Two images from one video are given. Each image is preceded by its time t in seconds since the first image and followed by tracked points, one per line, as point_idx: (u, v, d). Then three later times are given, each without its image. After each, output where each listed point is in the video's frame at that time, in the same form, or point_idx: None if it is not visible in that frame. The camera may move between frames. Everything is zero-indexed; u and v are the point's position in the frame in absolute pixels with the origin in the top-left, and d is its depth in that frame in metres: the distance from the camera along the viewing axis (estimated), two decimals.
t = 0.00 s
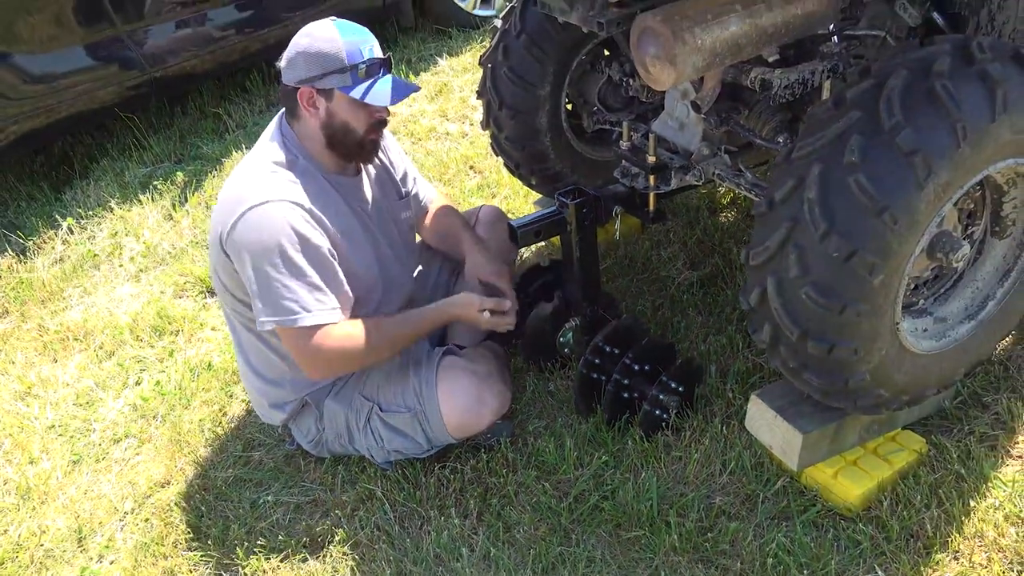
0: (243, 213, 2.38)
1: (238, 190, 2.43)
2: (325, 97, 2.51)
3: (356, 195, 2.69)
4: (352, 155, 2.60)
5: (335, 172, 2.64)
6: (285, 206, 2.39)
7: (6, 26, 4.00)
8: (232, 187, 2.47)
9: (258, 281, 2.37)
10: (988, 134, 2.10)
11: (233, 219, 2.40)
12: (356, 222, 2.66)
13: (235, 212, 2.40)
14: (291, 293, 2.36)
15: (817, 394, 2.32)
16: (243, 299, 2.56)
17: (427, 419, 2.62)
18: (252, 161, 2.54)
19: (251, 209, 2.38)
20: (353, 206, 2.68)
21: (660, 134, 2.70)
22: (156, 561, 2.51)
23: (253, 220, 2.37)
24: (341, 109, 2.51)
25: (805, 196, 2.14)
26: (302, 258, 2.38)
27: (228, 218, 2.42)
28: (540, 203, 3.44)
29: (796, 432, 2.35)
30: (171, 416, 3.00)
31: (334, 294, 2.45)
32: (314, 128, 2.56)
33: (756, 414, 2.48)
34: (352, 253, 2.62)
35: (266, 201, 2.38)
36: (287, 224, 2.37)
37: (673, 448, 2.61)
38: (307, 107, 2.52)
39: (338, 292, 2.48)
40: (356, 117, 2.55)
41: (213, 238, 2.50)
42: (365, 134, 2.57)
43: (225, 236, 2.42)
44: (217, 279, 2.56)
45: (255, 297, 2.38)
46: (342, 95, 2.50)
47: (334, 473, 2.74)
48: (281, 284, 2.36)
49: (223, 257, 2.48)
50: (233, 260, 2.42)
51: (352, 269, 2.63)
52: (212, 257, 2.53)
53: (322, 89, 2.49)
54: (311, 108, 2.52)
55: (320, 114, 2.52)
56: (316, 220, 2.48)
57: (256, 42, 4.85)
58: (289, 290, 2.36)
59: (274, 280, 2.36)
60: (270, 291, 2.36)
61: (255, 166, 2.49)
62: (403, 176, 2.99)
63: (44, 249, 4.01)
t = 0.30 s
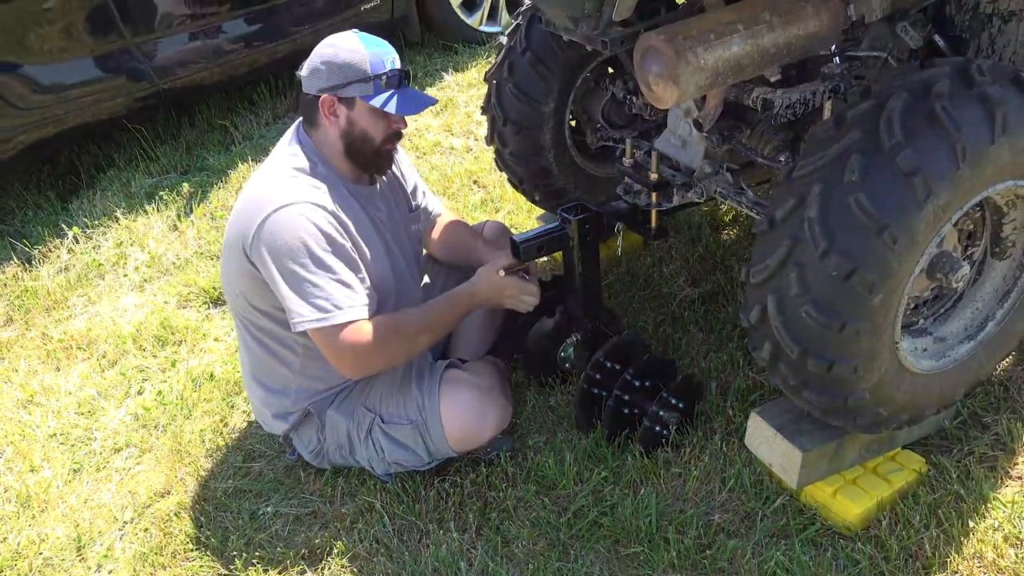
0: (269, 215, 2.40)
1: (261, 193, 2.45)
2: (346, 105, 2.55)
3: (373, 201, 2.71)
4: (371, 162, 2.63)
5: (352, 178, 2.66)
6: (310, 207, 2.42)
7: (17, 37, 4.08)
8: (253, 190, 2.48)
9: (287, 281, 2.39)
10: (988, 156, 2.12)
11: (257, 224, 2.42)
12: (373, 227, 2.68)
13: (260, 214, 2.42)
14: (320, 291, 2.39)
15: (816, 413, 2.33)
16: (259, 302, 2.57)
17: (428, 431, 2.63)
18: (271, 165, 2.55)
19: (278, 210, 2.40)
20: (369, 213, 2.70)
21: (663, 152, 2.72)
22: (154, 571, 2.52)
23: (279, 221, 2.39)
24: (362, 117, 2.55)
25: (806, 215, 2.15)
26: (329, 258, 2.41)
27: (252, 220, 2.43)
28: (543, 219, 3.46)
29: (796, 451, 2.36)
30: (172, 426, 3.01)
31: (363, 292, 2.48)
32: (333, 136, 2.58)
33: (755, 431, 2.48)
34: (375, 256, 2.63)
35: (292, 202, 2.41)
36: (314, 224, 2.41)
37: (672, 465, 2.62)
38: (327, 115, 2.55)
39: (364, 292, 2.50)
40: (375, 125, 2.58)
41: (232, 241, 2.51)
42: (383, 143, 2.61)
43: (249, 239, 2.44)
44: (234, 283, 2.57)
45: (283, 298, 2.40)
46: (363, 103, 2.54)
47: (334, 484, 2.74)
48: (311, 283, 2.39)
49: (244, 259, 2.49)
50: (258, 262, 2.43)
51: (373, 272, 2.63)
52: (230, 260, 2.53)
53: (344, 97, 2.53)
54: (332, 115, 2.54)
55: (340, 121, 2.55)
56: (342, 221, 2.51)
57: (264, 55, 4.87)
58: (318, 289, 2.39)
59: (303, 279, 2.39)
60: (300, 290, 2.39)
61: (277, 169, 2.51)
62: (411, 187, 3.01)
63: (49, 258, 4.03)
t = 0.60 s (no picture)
0: (288, 220, 2.42)
1: (280, 198, 2.47)
2: (365, 110, 2.58)
3: (385, 209, 2.73)
4: (386, 169, 2.66)
5: (367, 186, 2.69)
6: (329, 214, 2.45)
7: (25, 44, 4.13)
8: (271, 195, 2.50)
9: (302, 286, 2.41)
10: (987, 172, 2.13)
11: (274, 227, 2.44)
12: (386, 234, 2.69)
13: (278, 219, 2.44)
14: (336, 298, 2.41)
15: (815, 426, 2.33)
16: (270, 307, 2.59)
17: (428, 439, 2.63)
18: (289, 171, 2.57)
19: (296, 216, 2.42)
20: (382, 220, 2.71)
21: (664, 164, 2.74)
22: None
23: (298, 227, 2.41)
24: (380, 122, 2.59)
25: (805, 228, 2.16)
26: (346, 265, 2.43)
27: (269, 225, 2.45)
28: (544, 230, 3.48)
29: (795, 463, 2.36)
30: (173, 433, 3.01)
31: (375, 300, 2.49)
32: (350, 142, 2.60)
33: (754, 443, 2.49)
34: (388, 265, 2.65)
35: (310, 208, 2.43)
36: (332, 231, 2.43)
37: (671, 476, 2.62)
38: (346, 120, 2.57)
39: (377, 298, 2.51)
40: (391, 132, 2.61)
41: (247, 244, 2.52)
42: (399, 150, 2.64)
43: (266, 243, 2.45)
44: (246, 286, 2.58)
45: (298, 302, 2.41)
46: (382, 108, 2.58)
47: (334, 492, 2.74)
48: (326, 288, 2.41)
49: (259, 263, 2.50)
50: (273, 266, 2.45)
51: (385, 279, 2.64)
52: (244, 263, 2.55)
53: (363, 102, 2.57)
54: (351, 121, 2.57)
55: (358, 127, 2.58)
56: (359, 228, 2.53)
57: (269, 66, 4.89)
58: (332, 294, 2.41)
59: (318, 285, 2.41)
60: (315, 296, 2.41)
61: (295, 175, 2.53)
62: (417, 194, 3.02)
63: (52, 264, 4.04)
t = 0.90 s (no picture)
0: (305, 227, 2.43)
1: (296, 204, 2.48)
2: (380, 116, 2.59)
3: (396, 217, 2.75)
4: (397, 178, 2.67)
5: (379, 194, 2.70)
6: (346, 223, 2.46)
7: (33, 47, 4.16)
8: (287, 200, 2.51)
9: (316, 294, 2.41)
10: (988, 187, 2.14)
11: (291, 233, 2.45)
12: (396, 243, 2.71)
13: (295, 226, 2.45)
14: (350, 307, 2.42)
15: (815, 438, 2.34)
16: (278, 311, 2.60)
17: (429, 445, 2.64)
18: (304, 176, 2.58)
19: (314, 223, 2.43)
20: (392, 228, 2.72)
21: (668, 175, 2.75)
22: None
23: (314, 234, 2.42)
24: (395, 130, 2.60)
25: (807, 240, 2.17)
26: (361, 274, 2.44)
27: (285, 231, 2.46)
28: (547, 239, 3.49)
29: (794, 476, 2.37)
30: (173, 436, 3.02)
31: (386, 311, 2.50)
32: (364, 148, 2.61)
33: (754, 454, 2.49)
34: (398, 273, 2.66)
35: (328, 216, 2.45)
36: (348, 240, 2.44)
37: (671, 487, 2.63)
38: (362, 126, 2.59)
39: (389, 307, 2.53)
40: (405, 140, 2.63)
41: (261, 248, 2.52)
42: (411, 157, 2.65)
43: (281, 249, 2.46)
44: (257, 290, 2.59)
45: (312, 309, 2.42)
46: (398, 115, 2.59)
47: (333, 498, 2.75)
48: (340, 297, 2.42)
49: (272, 268, 2.51)
50: (288, 272, 2.46)
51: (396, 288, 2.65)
52: (257, 267, 2.55)
53: (380, 108, 2.58)
54: (366, 127, 2.58)
55: (373, 133, 2.59)
56: (373, 237, 2.54)
57: (276, 72, 4.91)
58: (347, 303, 2.42)
59: (333, 292, 2.42)
60: (329, 304, 2.41)
61: (311, 181, 2.54)
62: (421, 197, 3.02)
63: (57, 266, 4.06)
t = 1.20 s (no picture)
0: (328, 231, 2.44)
1: (318, 207, 2.49)
2: (407, 127, 2.59)
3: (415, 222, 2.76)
4: (416, 188, 2.68)
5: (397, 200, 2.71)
6: (368, 226, 2.47)
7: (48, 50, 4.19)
8: (308, 204, 2.52)
9: (342, 297, 2.43)
10: (999, 204, 2.14)
11: (314, 237, 2.45)
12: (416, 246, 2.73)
13: (317, 229, 2.46)
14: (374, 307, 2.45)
15: (821, 452, 2.33)
16: (292, 314, 2.60)
17: (435, 450, 2.64)
18: (324, 179, 2.59)
19: (337, 227, 2.44)
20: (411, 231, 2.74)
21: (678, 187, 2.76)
22: None
23: (339, 238, 2.43)
24: (421, 142, 2.61)
25: (816, 254, 2.17)
26: (388, 275, 2.46)
27: (306, 235, 2.47)
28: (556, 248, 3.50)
29: (800, 489, 2.36)
30: (180, 437, 3.03)
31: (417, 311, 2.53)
32: (388, 157, 2.61)
33: (759, 467, 2.49)
34: (417, 276, 2.68)
35: (351, 220, 2.46)
36: (373, 243, 2.46)
37: (675, 498, 2.62)
38: (388, 135, 2.59)
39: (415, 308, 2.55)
40: (430, 152, 2.64)
41: (282, 253, 2.53)
42: (435, 169, 2.66)
43: (303, 252, 2.47)
44: (272, 292, 2.59)
45: (340, 312, 2.43)
46: (425, 128, 2.59)
47: (337, 502, 2.75)
48: (368, 299, 2.44)
49: (293, 272, 2.51)
50: (311, 277, 2.47)
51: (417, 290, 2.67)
52: (276, 270, 2.56)
53: (408, 118, 2.58)
54: (392, 135, 2.59)
55: (399, 143, 2.59)
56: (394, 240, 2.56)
57: (289, 78, 4.94)
58: (375, 305, 2.44)
59: (360, 295, 2.43)
60: (356, 306, 2.43)
61: (331, 185, 2.55)
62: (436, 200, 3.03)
63: (67, 267, 4.08)
